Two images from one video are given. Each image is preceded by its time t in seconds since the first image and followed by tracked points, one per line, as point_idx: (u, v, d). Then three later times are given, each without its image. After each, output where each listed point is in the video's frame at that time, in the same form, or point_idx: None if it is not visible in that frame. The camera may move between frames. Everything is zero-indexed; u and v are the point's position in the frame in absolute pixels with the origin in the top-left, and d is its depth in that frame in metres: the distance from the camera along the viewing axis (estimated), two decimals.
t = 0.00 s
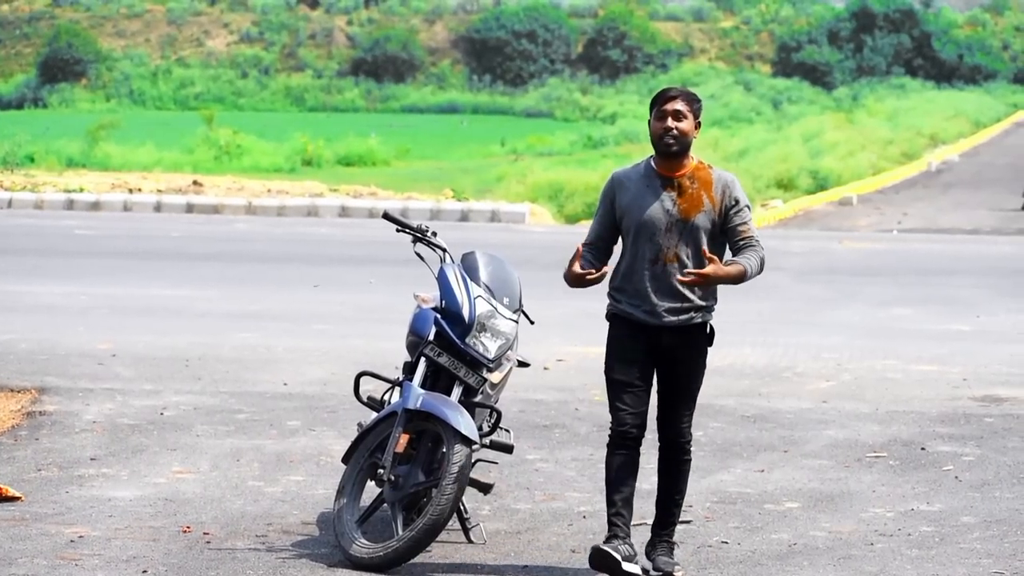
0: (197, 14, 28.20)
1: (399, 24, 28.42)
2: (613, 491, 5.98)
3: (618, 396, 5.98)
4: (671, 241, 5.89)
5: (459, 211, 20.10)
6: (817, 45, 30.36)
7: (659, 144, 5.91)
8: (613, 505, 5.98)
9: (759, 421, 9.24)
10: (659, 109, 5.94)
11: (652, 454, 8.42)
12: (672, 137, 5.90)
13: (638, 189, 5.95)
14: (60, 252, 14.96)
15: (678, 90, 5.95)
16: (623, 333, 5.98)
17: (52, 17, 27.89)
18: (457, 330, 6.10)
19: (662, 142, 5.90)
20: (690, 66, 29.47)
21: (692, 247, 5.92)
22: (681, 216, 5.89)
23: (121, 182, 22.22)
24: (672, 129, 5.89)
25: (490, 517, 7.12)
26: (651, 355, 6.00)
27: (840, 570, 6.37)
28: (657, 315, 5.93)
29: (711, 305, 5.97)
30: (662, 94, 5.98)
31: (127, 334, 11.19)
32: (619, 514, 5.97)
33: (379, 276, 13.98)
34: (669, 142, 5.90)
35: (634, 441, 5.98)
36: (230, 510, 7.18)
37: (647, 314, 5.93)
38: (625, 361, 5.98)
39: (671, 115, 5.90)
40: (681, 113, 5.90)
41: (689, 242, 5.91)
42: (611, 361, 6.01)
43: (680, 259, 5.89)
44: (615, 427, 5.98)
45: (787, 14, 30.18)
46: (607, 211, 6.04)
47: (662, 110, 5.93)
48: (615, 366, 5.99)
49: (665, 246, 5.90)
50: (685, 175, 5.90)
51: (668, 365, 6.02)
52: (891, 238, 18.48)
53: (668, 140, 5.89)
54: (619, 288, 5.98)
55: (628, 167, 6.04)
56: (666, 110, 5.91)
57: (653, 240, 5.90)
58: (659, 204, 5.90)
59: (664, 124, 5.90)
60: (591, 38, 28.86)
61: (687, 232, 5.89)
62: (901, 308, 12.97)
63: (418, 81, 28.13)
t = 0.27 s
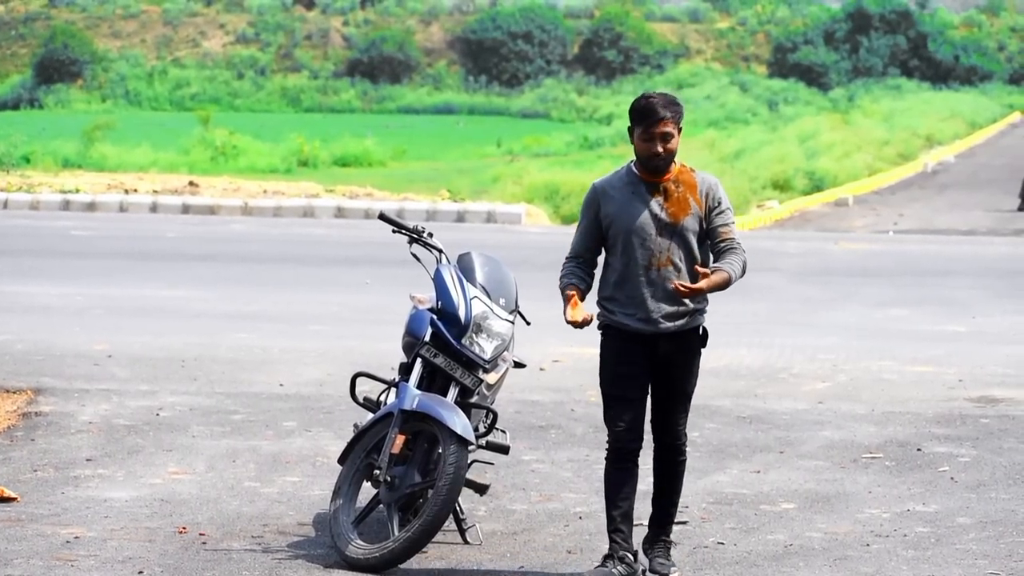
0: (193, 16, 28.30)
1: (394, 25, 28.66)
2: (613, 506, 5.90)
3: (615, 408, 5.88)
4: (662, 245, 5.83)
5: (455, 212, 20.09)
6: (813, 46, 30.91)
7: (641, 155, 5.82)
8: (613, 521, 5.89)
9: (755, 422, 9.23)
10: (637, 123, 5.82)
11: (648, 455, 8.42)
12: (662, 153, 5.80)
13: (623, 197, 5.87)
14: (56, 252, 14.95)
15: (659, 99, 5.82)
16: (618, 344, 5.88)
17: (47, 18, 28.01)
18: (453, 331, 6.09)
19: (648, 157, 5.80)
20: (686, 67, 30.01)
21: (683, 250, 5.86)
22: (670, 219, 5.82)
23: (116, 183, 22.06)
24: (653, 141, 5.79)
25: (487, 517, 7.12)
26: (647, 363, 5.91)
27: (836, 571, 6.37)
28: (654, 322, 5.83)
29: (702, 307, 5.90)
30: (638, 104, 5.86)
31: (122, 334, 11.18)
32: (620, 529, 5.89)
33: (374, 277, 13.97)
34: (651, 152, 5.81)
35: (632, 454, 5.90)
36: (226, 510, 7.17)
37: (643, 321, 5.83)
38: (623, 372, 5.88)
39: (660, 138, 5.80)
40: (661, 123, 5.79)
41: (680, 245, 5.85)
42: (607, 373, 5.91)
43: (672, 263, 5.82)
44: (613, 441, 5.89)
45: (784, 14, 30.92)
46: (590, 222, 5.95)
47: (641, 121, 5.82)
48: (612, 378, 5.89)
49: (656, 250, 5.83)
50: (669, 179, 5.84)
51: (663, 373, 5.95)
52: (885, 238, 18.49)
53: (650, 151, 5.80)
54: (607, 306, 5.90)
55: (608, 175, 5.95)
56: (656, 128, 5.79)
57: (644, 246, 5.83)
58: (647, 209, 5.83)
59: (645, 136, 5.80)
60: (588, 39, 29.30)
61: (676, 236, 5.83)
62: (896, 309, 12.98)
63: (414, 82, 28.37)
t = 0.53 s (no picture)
0: (190, 16, 28.76)
1: (391, 25, 29.62)
2: (605, 512, 5.82)
3: (599, 415, 5.80)
4: (643, 246, 5.73)
5: (451, 213, 20.10)
6: (809, 46, 33.06)
7: (621, 161, 5.67)
8: (606, 528, 5.82)
9: (752, 422, 9.24)
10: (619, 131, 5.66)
11: (646, 455, 8.42)
12: (655, 160, 5.68)
13: (602, 201, 5.75)
14: (53, 252, 14.97)
15: (644, 109, 5.64)
16: (600, 350, 5.79)
17: (44, 18, 28.36)
18: (450, 332, 6.09)
19: (637, 170, 5.67)
20: (682, 67, 31.68)
21: (663, 250, 5.77)
22: (650, 221, 5.73)
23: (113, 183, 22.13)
24: (637, 150, 5.64)
25: (484, 518, 7.11)
26: (633, 366, 5.80)
27: (833, 571, 6.37)
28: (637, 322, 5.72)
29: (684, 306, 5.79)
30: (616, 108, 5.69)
31: (119, 335, 11.18)
32: (614, 536, 5.81)
33: (371, 277, 13.98)
34: (632, 159, 5.66)
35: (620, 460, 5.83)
36: (223, 511, 7.17)
37: (626, 323, 5.73)
38: (605, 376, 5.79)
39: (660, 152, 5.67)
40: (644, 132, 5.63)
41: (660, 244, 5.76)
42: (590, 380, 5.83)
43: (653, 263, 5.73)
44: (599, 448, 5.82)
45: (780, 16, 33.03)
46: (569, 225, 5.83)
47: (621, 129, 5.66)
48: (596, 385, 5.81)
49: (637, 252, 5.73)
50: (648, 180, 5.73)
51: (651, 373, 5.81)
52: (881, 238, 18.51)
53: (631, 158, 5.66)
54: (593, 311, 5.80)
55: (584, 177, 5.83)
56: (648, 142, 5.63)
57: (625, 248, 5.73)
58: (627, 212, 5.73)
59: (626, 144, 5.65)
60: (585, 39, 30.70)
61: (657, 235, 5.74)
62: (893, 310, 12.99)
63: (411, 82, 29.22)
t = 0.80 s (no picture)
0: (187, 16, 28.94)
1: (388, 26, 29.69)
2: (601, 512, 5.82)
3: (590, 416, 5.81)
4: (630, 248, 5.70)
5: (449, 213, 20.12)
6: (807, 47, 33.27)
7: (610, 156, 5.65)
8: (604, 527, 5.82)
9: (749, 422, 9.24)
10: (609, 124, 5.65)
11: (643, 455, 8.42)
12: (634, 157, 5.64)
13: (590, 199, 5.72)
14: (51, 253, 14.98)
15: (629, 99, 5.65)
16: (587, 352, 5.79)
17: (42, 19, 28.29)
18: (448, 332, 6.09)
19: (620, 162, 5.64)
20: (680, 67, 31.82)
21: (649, 251, 5.74)
22: (636, 221, 5.69)
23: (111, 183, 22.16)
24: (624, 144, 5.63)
25: (481, 519, 7.11)
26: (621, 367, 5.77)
27: (830, 571, 6.38)
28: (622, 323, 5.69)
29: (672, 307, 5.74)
30: (605, 103, 5.69)
31: (117, 335, 11.18)
32: (611, 535, 5.81)
33: (368, 278, 13.98)
34: (621, 156, 5.64)
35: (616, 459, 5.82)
36: (220, 511, 7.16)
37: (610, 325, 5.70)
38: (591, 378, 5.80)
39: (635, 139, 5.63)
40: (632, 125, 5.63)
41: (647, 246, 5.73)
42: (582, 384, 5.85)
43: (640, 266, 5.70)
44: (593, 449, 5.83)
45: (778, 16, 33.26)
46: (557, 223, 5.78)
47: (611, 122, 5.64)
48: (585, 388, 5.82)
49: (623, 253, 5.70)
50: (636, 179, 5.70)
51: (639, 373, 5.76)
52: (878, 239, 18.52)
53: (619, 154, 5.64)
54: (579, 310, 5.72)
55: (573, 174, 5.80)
56: (628, 129, 5.62)
57: (611, 249, 5.71)
58: (614, 213, 5.69)
59: (615, 139, 5.63)
60: (582, 40, 30.55)
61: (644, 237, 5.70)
62: (890, 310, 13.00)
63: (409, 82, 29.30)
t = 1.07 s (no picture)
0: (183, 17, 29.03)
1: (385, 26, 29.81)
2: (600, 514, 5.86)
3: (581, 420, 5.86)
4: (622, 257, 5.68)
5: (446, 213, 20.10)
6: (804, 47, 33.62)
7: (602, 159, 5.64)
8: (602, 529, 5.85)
9: (746, 422, 9.24)
10: (600, 123, 5.63)
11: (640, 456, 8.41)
12: (616, 154, 5.63)
13: (584, 204, 5.71)
14: (48, 253, 14.97)
15: (621, 98, 5.63)
16: (577, 360, 5.82)
17: (38, 18, 28.37)
18: (445, 332, 6.09)
19: (606, 159, 5.63)
20: (677, 67, 31.97)
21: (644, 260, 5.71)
22: (630, 230, 5.66)
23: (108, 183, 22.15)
24: (615, 145, 5.62)
25: (478, 519, 7.11)
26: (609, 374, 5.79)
27: (827, 571, 6.38)
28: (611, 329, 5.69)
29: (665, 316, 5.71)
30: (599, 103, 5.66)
31: (114, 335, 11.18)
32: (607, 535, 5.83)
33: (366, 278, 13.98)
34: (613, 158, 5.63)
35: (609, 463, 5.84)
36: (217, 511, 7.16)
37: (598, 334, 5.71)
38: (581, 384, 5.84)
39: (615, 130, 5.61)
40: (624, 125, 5.61)
41: (641, 255, 5.69)
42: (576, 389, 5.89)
43: (633, 276, 5.68)
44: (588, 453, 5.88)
45: (775, 16, 33.47)
46: (553, 225, 5.77)
47: (604, 123, 5.63)
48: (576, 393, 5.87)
49: (615, 263, 5.69)
50: (631, 186, 5.68)
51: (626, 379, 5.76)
52: (876, 239, 18.52)
53: (611, 156, 5.62)
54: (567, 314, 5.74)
55: (572, 175, 5.78)
56: (610, 121, 5.61)
57: (603, 256, 5.70)
58: (607, 220, 5.68)
59: (607, 141, 5.62)
60: (579, 39, 30.78)
61: (637, 246, 5.67)
62: (887, 310, 13.00)
63: (406, 83, 29.49)
